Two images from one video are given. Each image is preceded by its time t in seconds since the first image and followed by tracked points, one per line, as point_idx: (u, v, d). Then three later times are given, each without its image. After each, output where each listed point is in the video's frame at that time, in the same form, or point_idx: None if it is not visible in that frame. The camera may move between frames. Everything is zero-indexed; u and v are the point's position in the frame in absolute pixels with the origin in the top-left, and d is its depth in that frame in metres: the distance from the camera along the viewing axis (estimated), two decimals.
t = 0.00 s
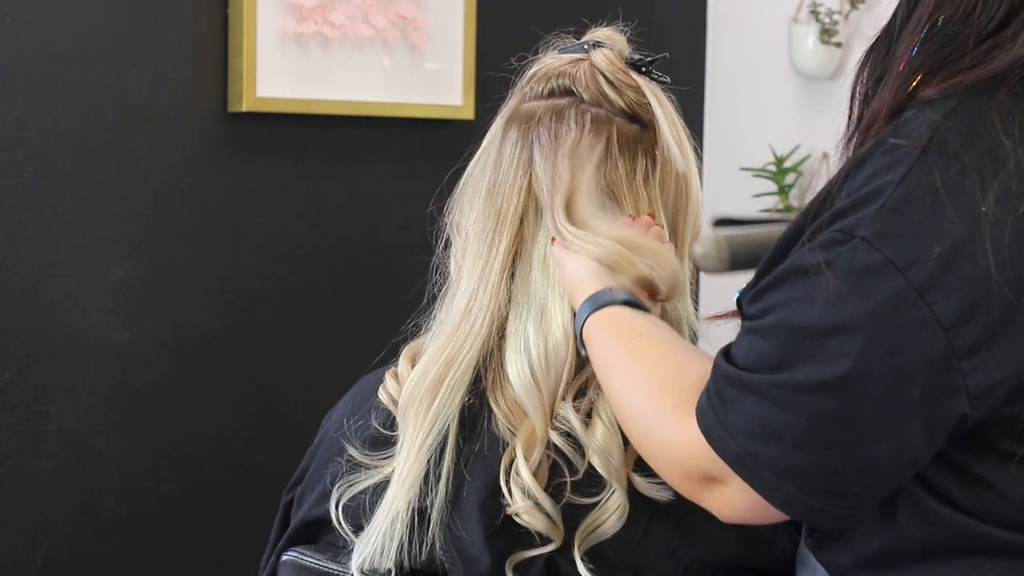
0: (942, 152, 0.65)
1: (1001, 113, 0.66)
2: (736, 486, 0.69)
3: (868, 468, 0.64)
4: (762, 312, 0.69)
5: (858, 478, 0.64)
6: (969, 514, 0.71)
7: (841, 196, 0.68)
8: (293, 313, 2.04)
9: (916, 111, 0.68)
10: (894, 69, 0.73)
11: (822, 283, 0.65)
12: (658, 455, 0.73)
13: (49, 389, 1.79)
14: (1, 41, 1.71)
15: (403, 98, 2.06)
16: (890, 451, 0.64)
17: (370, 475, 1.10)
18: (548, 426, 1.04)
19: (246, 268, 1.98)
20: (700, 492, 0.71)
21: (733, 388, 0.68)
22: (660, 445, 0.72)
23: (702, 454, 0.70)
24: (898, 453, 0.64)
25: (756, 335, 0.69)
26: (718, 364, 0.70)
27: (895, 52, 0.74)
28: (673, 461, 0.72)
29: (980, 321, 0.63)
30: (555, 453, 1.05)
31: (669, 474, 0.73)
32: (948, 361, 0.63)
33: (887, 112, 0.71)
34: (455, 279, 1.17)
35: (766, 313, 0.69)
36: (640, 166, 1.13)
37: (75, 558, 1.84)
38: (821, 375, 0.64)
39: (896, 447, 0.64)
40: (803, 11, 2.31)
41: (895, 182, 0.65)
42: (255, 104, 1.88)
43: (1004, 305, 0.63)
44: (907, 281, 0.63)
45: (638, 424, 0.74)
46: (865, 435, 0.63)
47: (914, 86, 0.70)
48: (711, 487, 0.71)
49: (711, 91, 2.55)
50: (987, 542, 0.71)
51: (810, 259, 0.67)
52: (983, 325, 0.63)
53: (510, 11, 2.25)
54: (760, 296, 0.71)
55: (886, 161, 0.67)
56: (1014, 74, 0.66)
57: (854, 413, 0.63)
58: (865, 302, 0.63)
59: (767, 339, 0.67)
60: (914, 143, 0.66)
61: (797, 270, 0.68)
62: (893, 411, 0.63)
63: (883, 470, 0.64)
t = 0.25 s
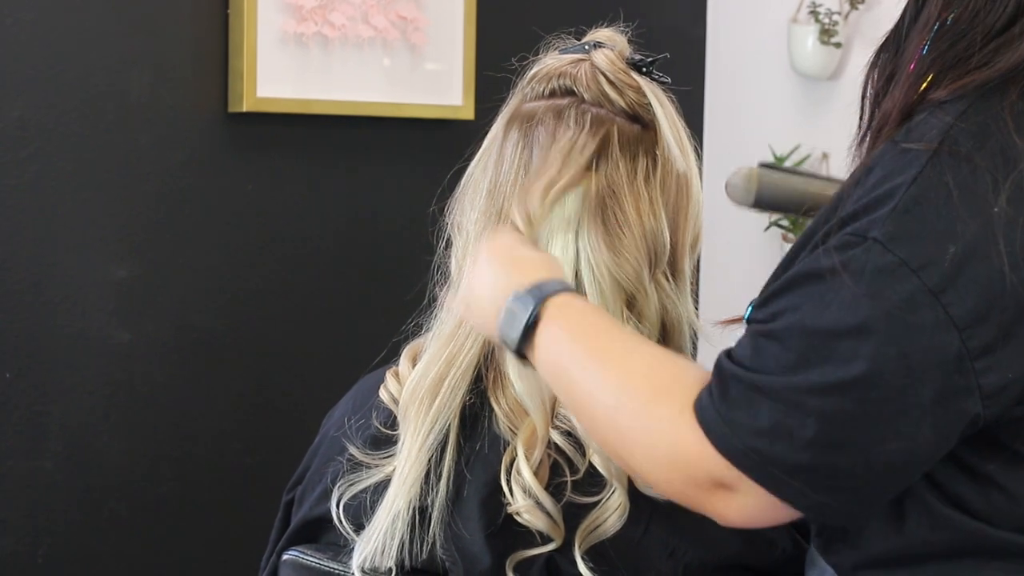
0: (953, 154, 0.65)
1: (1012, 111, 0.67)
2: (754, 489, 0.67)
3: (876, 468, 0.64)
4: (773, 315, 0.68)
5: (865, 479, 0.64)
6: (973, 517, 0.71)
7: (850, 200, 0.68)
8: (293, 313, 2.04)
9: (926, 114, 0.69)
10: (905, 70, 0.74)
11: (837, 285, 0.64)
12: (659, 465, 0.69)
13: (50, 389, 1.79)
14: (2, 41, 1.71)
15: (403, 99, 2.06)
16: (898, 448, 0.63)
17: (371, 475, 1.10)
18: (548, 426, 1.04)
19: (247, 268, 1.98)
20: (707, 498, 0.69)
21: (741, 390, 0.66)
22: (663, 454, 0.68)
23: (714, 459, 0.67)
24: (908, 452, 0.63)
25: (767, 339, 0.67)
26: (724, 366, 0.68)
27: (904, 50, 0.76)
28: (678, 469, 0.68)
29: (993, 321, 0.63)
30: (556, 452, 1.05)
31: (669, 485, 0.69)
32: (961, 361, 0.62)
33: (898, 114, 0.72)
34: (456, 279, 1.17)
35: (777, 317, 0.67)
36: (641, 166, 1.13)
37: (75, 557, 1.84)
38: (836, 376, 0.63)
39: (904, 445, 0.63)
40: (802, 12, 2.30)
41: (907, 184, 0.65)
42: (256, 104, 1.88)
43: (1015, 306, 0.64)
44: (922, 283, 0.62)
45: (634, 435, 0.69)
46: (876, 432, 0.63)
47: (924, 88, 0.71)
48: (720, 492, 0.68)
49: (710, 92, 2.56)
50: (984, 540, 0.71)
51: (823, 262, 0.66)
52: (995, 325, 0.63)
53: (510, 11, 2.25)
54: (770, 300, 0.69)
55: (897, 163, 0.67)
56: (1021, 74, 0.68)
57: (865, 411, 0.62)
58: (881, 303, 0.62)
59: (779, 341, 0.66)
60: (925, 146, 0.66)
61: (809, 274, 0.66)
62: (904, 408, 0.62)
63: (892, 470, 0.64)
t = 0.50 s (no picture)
0: (965, 153, 0.64)
1: None
2: (771, 498, 0.63)
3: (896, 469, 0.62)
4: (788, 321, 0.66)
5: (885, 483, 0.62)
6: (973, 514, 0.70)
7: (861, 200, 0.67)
8: (293, 313, 2.04)
9: (937, 116, 0.67)
10: (912, 74, 0.72)
11: (853, 283, 0.63)
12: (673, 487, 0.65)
13: (50, 389, 1.79)
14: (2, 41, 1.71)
15: (403, 99, 2.06)
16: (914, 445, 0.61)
17: (370, 475, 1.10)
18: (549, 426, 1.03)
19: (247, 268, 1.98)
20: (727, 513, 0.64)
21: (756, 395, 0.64)
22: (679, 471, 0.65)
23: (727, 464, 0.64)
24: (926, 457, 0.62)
25: (782, 344, 0.66)
26: (739, 377, 0.67)
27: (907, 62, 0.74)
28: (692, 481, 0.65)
29: (1012, 320, 0.61)
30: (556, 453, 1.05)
31: (686, 511, 0.65)
32: (979, 360, 0.61)
33: (908, 117, 0.70)
34: (456, 279, 1.17)
35: (791, 323, 0.66)
36: (641, 166, 1.13)
37: (75, 557, 1.84)
38: (849, 372, 0.61)
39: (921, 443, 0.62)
40: (802, 12, 2.30)
41: (919, 181, 0.64)
42: (257, 104, 1.88)
43: None
44: (939, 278, 0.61)
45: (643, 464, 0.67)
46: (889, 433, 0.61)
47: (933, 91, 0.69)
48: (738, 505, 0.64)
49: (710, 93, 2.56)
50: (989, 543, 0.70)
51: (838, 262, 0.64)
52: (1014, 325, 0.62)
53: (510, 11, 2.25)
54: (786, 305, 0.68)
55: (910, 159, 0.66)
56: None
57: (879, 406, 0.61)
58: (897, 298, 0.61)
59: (794, 342, 0.65)
60: (937, 145, 0.65)
61: (825, 274, 0.65)
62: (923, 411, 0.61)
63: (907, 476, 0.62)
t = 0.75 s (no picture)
0: (978, 152, 0.66)
1: None
2: (795, 506, 0.66)
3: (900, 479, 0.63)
4: (795, 325, 0.67)
5: (894, 488, 0.64)
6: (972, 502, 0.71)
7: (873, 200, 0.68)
8: (293, 313, 2.04)
9: (948, 117, 0.68)
10: (921, 74, 0.72)
11: (870, 291, 0.64)
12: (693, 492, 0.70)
13: (50, 389, 1.79)
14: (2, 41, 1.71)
15: (403, 99, 2.06)
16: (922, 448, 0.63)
17: (370, 475, 1.10)
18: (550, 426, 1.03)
19: (247, 269, 1.98)
20: (742, 519, 0.68)
21: (773, 409, 0.66)
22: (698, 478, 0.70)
23: (745, 478, 0.67)
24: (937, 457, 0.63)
25: (791, 348, 0.67)
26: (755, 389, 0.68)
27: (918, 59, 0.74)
28: (710, 489, 0.69)
29: None
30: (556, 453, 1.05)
31: (710, 514, 0.70)
32: (996, 359, 0.62)
33: (918, 118, 0.70)
34: (456, 279, 1.17)
35: (799, 325, 0.67)
36: (641, 166, 1.13)
37: (75, 557, 1.84)
38: (868, 383, 0.63)
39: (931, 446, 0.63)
40: (802, 12, 2.29)
41: (931, 183, 0.65)
42: (257, 105, 1.88)
43: None
44: (955, 282, 0.62)
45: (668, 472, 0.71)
46: (901, 443, 0.63)
47: (943, 92, 0.70)
48: (753, 514, 0.68)
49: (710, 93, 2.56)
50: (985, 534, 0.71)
51: (850, 264, 0.66)
52: None
53: (509, 12, 2.25)
54: (790, 307, 0.69)
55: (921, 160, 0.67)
56: None
57: (895, 412, 0.62)
58: (914, 305, 0.62)
59: (805, 348, 0.66)
60: (949, 146, 0.66)
61: (835, 278, 0.66)
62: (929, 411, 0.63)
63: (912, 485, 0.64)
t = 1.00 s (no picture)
0: (996, 125, 0.64)
1: None
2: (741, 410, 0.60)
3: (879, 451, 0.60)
4: (788, 262, 0.64)
5: (875, 451, 0.60)
6: (972, 503, 0.70)
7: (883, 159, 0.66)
8: (293, 313, 2.04)
9: (966, 96, 0.67)
10: (935, 69, 0.72)
11: (874, 230, 0.61)
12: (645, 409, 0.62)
13: (50, 389, 1.79)
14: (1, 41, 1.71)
15: (403, 99, 2.05)
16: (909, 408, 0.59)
17: (370, 475, 1.10)
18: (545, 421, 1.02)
19: (247, 268, 1.98)
20: (698, 434, 0.61)
21: (739, 314, 0.62)
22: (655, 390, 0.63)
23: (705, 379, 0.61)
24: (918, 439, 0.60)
25: (783, 282, 0.64)
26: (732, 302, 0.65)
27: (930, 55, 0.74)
28: (667, 402, 0.62)
29: None
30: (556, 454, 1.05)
31: (656, 429, 0.62)
32: (997, 336, 0.60)
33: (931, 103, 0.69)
34: (456, 279, 1.16)
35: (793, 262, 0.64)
36: (641, 165, 1.12)
37: (75, 558, 1.84)
38: (866, 315, 0.59)
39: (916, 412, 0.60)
40: (803, 12, 2.29)
41: (948, 145, 0.63)
42: (256, 104, 1.88)
43: None
44: (961, 237, 0.60)
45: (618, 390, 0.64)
46: (875, 383, 0.59)
47: (961, 76, 0.69)
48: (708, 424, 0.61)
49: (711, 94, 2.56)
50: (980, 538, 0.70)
51: (853, 207, 0.63)
52: None
53: (509, 11, 2.25)
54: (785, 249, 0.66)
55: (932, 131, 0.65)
56: None
57: (887, 349, 0.59)
58: (917, 251, 0.60)
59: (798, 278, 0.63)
60: (968, 115, 0.64)
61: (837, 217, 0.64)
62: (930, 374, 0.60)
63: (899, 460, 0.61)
